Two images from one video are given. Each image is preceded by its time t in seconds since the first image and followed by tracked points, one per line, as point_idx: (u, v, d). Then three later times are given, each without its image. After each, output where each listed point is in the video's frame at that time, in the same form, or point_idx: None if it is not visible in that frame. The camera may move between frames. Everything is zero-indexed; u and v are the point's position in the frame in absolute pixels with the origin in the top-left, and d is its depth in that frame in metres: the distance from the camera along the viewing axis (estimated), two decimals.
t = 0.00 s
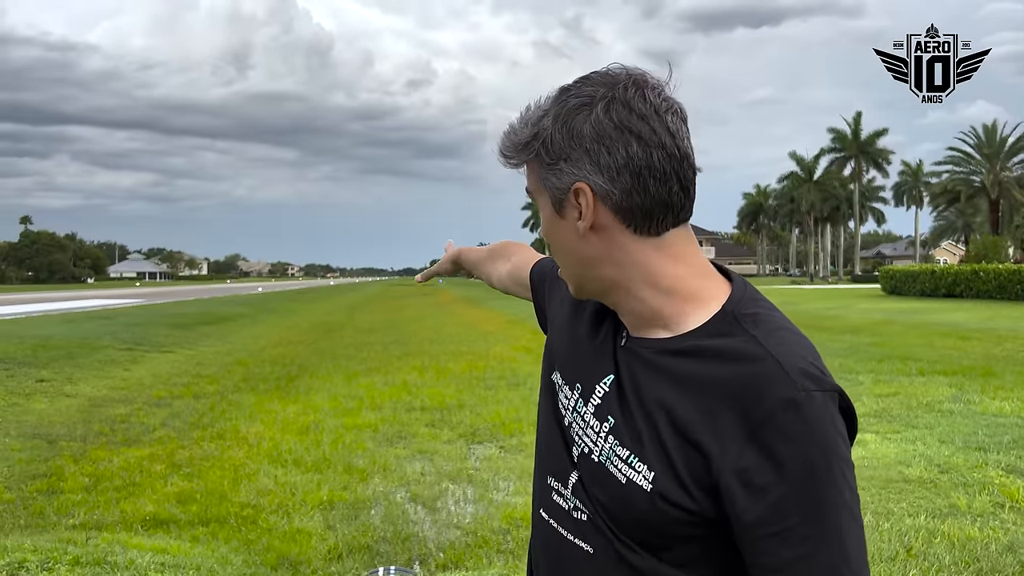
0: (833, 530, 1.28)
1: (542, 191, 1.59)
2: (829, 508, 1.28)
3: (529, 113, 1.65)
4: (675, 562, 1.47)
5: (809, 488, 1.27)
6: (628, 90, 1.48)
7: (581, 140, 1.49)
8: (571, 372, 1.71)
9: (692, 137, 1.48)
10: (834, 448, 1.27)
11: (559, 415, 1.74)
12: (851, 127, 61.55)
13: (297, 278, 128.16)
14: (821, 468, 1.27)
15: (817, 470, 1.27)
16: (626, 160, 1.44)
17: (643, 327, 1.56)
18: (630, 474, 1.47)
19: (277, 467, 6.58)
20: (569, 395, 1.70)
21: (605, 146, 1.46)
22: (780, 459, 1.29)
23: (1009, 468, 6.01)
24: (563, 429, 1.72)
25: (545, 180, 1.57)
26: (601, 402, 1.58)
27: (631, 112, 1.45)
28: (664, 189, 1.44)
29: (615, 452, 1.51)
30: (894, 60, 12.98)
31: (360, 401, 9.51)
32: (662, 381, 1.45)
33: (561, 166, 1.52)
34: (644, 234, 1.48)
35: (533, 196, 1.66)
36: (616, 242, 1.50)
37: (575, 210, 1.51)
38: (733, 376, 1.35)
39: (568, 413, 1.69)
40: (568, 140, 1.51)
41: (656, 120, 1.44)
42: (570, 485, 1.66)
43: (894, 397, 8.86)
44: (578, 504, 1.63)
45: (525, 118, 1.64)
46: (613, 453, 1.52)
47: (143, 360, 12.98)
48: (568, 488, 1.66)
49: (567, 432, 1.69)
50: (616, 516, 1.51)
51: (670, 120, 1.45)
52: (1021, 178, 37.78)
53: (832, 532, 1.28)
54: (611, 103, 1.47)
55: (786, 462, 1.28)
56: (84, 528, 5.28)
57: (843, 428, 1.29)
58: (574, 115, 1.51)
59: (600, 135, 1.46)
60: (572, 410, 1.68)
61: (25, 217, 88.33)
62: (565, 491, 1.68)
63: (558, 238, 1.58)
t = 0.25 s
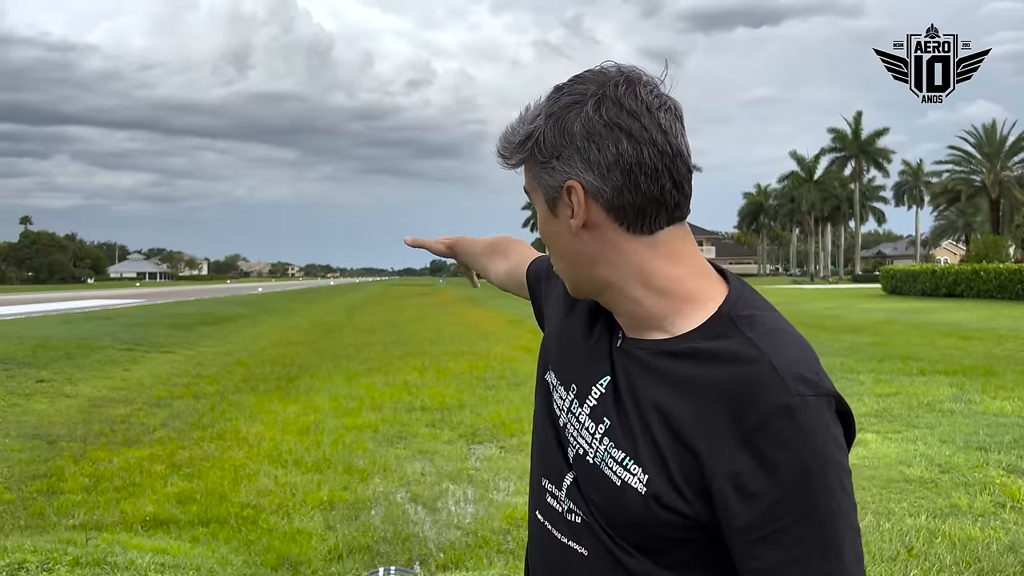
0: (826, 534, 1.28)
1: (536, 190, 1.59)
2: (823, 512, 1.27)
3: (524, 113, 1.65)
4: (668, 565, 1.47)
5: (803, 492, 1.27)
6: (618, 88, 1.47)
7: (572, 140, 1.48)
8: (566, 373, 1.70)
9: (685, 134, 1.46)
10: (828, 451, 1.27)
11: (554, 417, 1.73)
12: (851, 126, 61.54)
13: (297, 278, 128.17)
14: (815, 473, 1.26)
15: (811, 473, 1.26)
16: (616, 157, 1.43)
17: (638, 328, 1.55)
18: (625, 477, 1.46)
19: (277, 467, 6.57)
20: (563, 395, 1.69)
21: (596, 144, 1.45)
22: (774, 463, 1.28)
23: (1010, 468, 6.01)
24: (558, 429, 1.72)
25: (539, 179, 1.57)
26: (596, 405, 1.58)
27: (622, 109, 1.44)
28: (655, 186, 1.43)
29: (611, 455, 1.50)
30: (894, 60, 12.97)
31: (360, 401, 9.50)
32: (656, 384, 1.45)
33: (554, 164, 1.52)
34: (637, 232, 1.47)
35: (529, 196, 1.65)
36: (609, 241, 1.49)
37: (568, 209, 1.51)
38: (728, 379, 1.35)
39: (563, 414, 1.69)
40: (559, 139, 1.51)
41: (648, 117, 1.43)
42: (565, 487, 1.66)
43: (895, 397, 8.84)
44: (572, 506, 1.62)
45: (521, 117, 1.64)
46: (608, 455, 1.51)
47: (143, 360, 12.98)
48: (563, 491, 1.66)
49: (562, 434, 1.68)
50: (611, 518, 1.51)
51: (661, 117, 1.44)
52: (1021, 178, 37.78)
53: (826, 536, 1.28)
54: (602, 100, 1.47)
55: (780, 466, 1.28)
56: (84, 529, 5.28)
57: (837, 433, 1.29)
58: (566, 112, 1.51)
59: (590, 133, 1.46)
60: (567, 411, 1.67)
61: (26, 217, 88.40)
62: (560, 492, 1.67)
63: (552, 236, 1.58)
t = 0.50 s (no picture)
0: (820, 534, 1.27)
1: (534, 190, 1.59)
2: (816, 515, 1.27)
3: (522, 114, 1.65)
4: (664, 565, 1.47)
5: (797, 493, 1.26)
6: (613, 89, 1.46)
7: (564, 140, 1.48)
8: (563, 373, 1.70)
9: (680, 134, 1.46)
10: (823, 453, 1.27)
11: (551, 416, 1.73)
12: (851, 126, 61.54)
13: (298, 278, 128.10)
14: (810, 474, 1.26)
15: (806, 476, 1.26)
16: (611, 156, 1.43)
17: (636, 328, 1.55)
18: (621, 477, 1.46)
19: (277, 467, 6.57)
20: (559, 395, 1.69)
21: (589, 144, 1.45)
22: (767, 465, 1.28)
23: (1011, 467, 6.01)
24: (555, 429, 1.72)
25: (535, 180, 1.57)
26: (593, 405, 1.58)
27: (616, 109, 1.44)
28: (649, 185, 1.42)
29: (607, 455, 1.50)
30: (894, 60, 12.96)
31: (360, 401, 9.50)
32: (651, 387, 1.45)
33: (548, 165, 1.52)
34: (632, 232, 1.47)
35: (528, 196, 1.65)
36: (604, 241, 1.50)
37: (563, 209, 1.51)
38: (721, 382, 1.35)
39: (559, 414, 1.68)
40: (555, 139, 1.51)
41: (642, 117, 1.42)
42: (562, 487, 1.66)
43: (895, 397, 8.84)
44: (569, 507, 1.62)
45: (518, 118, 1.64)
46: (605, 455, 1.51)
47: (143, 360, 12.97)
48: (560, 491, 1.66)
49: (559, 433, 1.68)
50: (607, 518, 1.51)
51: (656, 117, 1.43)
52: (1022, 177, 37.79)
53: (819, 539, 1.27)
54: (596, 100, 1.47)
55: (774, 468, 1.27)
56: (84, 529, 5.28)
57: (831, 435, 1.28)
58: (561, 113, 1.50)
59: (585, 133, 1.46)
60: (563, 411, 1.67)
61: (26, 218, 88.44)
62: (557, 493, 1.67)
63: (549, 237, 1.58)
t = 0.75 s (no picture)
0: (818, 533, 1.27)
1: (534, 186, 1.59)
2: (814, 514, 1.27)
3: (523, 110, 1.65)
4: (663, 563, 1.47)
5: (795, 493, 1.26)
6: (615, 87, 1.46)
7: (565, 136, 1.48)
8: (560, 369, 1.70)
9: (681, 131, 1.46)
10: (821, 452, 1.27)
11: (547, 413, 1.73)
12: (851, 126, 61.52)
13: (298, 278, 128.11)
14: (808, 472, 1.26)
15: (805, 475, 1.26)
16: (611, 153, 1.43)
17: (634, 326, 1.55)
18: (618, 474, 1.46)
19: (277, 467, 6.57)
20: (556, 390, 1.69)
21: (590, 139, 1.45)
22: (765, 465, 1.28)
23: (1011, 467, 6.00)
24: (551, 426, 1.71)
25: (536, 176, 1.57)
26: (591, 402, 1.58)
27: (617, 105, 1.44)
28: (650, 182, 1.42)
29: (604, 451, 1.50)
30: (894, 60, 12.96)
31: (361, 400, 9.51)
32: (650, 387, 1.45)
33: (549, 162, 1.52)
34: (632, 229, 1.47)
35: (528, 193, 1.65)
36: (605, 238, 1.50)
37: (564, 205, 1.51)
38: (719, 381, 1.35)
39: (555, 411, 1.68)
40: (556, 135, 1.51)
41: (643, 113, 1.42)
42: (558, 484, 1.66)
43: (896, 396, 8.85)
44: (565, 504, 1.62)
45: (519, 115, 1.64)
46: (602, 452, 1.51)
47: (143, 360, 12.97)
48: (556, 489, 1.66)
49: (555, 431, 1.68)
50: (604, 516, 1.51)
51: (657, 113, 1.43)
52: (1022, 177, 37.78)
53: (818, 538, 1.27)
54: (597, 96, 1.47)
55: (772, 467, 1.27)
56: (84, 529, 5.28)
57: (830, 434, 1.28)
58: (562, 109, 1.50)
59: (585, 129, 1.46)
60: (559, 407, 1.67)
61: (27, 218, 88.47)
62: (553, 490, 1.67)
63: (549, 233, 1.58)
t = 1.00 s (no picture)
0: (818, 533, 1.27)
1: (545, 172, 1.55)
2: (815, 514, 1.27)
3: (537, 92, 1.61)
4: (663, 563, 1.46)
5: (797, 494, 1.26)
6: (646, 81, 1.45)
7: (592, 125, 1.45)
8: (561, 369, 1.70)
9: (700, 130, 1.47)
10: (823, 452, 1.27)
11: (547, 413, 1.73)
12: (852, 125, 61.51)
13: (299, 277, 128.12)
14: (810, 473, 1.26)
15: (806, 475, 1.26)
16: (640, 145, 1.41)
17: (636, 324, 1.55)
18: (616, 472, 1.46)
19: (278, 467, 6.58)
20: (556, 388, 1.69)
21: (620, 130, 1.43)
22: (768, 465, 1.28)
23: (1012, 466, 6.00)
24: (550, 425, 1.71)
25: (550, 162, 1.53)
26: (590, 401, 1.57)
27: (648, 97, 1.43)
28: (675, 178, 1.43)
29: (603, 450, 1.50)
30: (894, 60, 12.96)
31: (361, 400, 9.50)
32: (652, 386, 1.44)
33: (572, 148, 1.48)
34: (650, 224, 1.47)
35: (533, 179, 1.60)
36: (623, 231, 1.48)
37: (583, 195, 1.48)
38: (721, 380, 1.34)
39: (555, 409, 1.68)
40: (582, 122, 1.48)
41: (672, 109, 1.43)
42: (558, 483, 1.65)
43: (896, 395, 8.85)
44: (564, 504, 1.62)
45: (530, 97, 1.60)
46: (600, 451, 1.51)
47: (144, 360, 12.97)
48: (555, 488, 1.66)
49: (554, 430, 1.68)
50: (606, 515, 1.50)
51: (683, 109, 1.44)
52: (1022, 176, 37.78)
53: (820, 538, 1.28)
54: (628, 86, 1.45)
55: (774, 467, 1.27)
56: (85, 528, 5.28)
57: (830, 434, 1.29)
58: (589, 97, 1.47)
59: (617, 118, 1.43)
60: (559, 405, 1.67)
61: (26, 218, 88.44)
62: (553, 490, 1.67)
63: (559, 222, 1.54)
